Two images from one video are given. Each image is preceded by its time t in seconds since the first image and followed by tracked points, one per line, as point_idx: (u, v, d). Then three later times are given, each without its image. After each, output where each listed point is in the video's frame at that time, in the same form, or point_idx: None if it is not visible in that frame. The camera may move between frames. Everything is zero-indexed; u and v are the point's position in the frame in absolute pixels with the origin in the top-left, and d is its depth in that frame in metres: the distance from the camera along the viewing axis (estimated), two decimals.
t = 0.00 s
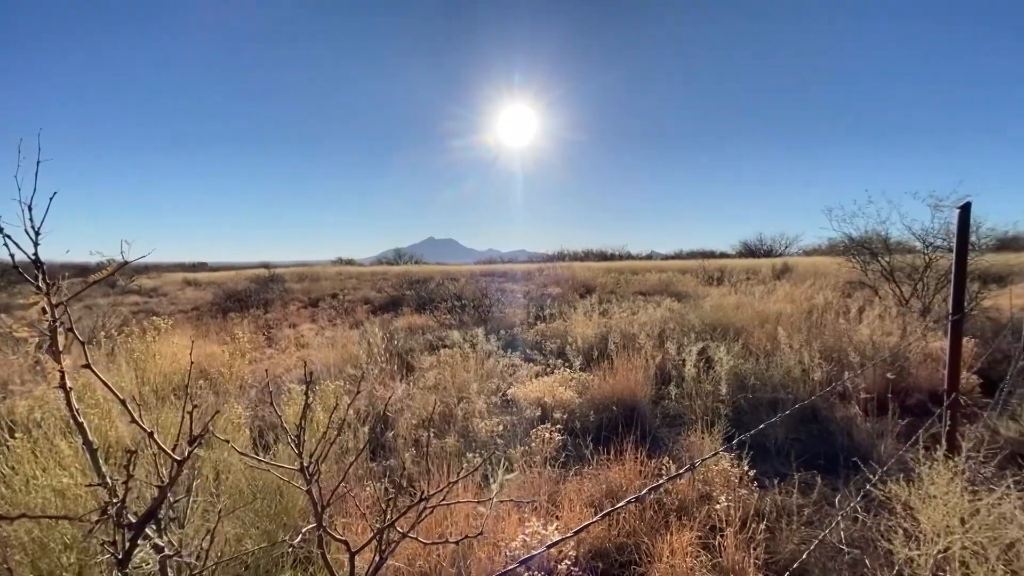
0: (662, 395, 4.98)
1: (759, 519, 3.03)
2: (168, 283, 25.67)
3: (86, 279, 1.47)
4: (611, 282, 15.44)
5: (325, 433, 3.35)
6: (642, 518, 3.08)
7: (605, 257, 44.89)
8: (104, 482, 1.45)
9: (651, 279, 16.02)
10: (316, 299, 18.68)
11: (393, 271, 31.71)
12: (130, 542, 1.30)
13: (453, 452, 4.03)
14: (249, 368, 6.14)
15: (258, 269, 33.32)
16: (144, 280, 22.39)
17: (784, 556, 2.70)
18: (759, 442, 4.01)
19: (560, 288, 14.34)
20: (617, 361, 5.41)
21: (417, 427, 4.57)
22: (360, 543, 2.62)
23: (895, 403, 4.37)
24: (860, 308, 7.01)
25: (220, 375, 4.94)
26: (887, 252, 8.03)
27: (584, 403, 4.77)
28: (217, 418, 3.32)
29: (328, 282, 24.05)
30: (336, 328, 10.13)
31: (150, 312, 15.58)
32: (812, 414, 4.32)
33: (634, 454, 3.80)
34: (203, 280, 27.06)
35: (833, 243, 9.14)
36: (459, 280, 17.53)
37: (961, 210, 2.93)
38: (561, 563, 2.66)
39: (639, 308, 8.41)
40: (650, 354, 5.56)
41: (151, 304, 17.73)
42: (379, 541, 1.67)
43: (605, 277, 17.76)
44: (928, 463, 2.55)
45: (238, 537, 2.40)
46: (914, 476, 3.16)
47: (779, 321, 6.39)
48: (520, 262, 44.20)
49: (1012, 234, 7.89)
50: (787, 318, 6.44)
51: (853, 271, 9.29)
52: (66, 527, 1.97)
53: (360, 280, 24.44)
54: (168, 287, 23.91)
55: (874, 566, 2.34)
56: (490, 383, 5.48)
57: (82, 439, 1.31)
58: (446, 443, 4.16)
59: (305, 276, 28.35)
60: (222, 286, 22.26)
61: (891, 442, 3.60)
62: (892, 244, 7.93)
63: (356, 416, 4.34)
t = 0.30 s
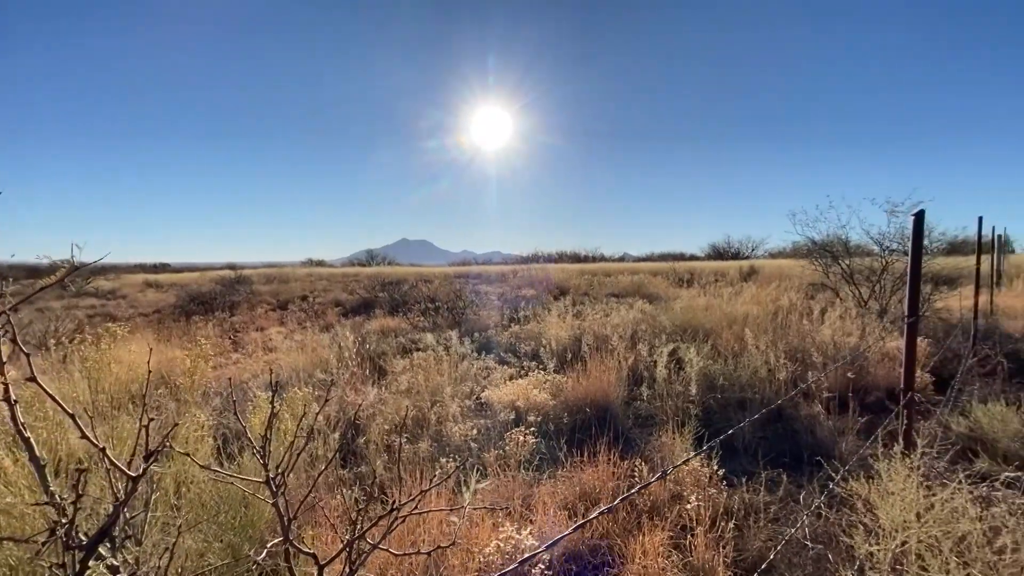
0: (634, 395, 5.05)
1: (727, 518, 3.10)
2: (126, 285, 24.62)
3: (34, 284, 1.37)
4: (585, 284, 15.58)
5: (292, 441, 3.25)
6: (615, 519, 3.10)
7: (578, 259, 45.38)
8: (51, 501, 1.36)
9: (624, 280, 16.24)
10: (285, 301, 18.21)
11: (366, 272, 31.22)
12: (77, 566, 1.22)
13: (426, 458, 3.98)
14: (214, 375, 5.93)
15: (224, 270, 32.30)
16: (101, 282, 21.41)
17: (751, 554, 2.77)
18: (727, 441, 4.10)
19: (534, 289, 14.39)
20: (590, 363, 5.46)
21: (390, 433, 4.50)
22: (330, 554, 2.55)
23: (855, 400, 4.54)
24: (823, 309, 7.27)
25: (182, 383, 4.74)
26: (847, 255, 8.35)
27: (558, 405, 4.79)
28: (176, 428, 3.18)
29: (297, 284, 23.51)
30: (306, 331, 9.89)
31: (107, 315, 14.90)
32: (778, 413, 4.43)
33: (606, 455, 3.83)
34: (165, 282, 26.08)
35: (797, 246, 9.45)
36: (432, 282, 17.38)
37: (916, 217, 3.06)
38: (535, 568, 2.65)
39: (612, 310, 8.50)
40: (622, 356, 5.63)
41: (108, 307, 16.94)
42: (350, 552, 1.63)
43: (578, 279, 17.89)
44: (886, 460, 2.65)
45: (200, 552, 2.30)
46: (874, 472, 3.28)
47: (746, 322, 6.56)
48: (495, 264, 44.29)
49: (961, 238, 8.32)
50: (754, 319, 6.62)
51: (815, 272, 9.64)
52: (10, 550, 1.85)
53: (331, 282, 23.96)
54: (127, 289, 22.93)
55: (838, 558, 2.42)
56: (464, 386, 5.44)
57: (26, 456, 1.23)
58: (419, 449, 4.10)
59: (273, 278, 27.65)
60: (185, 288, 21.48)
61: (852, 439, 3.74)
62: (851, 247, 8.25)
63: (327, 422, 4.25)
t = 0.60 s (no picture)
0: (610, 396, 5.07)
1: (700, 516, 3.13)
2: (86, 286, 23.60)
3: None
4: (561, 285, 15.67)
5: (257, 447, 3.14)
6: (590, 520, 3.11)
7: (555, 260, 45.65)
8: None
9: (599, 282, 16.37)
10: (256, 303, 17.76)
11: (340, 273, 30.71)
12: None
13: (400, 462, 3.92)
14: (178, 381, 5.72)
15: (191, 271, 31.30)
16: (58, 283, 20.47)
17: (723, 551, 2.80)
18: (700, 440, 4.16)
19: (511, 291, 14.40)
20: (566, 364, 5.46)
21: (363, 437, 4.42)
22: (298, 564, 2.48)
23: (822, 399, 4.67)
24: (791, 309, 7.47)
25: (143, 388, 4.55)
26: (814, 257, 8.60)
27: (534, 407, 4.78)
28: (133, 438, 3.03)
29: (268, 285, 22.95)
30: (277, 334, 9.64)
31: (65, 318, 14.24)
32: (749, 412, 4.52)
33: (582, 456, 3.84)
34: (127, 282, 25.10)
35: (766, 248, 9.69)
36: (409, 283, 17.21)
37: (880, 220, 3.14)
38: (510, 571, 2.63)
39: (588, 311, 8.55)
40: (598, 357, 5.66)
41: (66, 309, 16.21)
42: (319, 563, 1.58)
43: (555, 280, 18.00)
44: (851, 456, 2.72)
45: (159, 566, 2.20)
46: (839, 468, 3.37)
47: (718, 322, 6.69)
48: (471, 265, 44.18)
49: (919, 241, 8.67)
50: (725, 320, 6.75)
51: (784, 274, 9.90)
52: None
53: (305, 284, 23.48)
54: (86, 290, 21.99)
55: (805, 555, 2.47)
56: (440, 388, 5.38)
57: None
58: (393, 453, 4.04)
59: (243, 279, 26.93)
60: (150, 289, 20.73)
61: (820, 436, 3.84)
62: (817, 249, 8.50)
63: (297, 427, 4.13)
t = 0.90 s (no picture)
0: (587, 397, 5.09)
1: (673, 516, 3.16)
2: (46, 286, 22.65)
3: None
4: (539, 286, 15.72)
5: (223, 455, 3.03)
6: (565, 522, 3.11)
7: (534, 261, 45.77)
8: None
9: (578, 283, 16.47)
10: (227, 304, 17.32)
11: (316, 275, 30.22)
12: None
13: (375, 467, 3.85)
14: (142, 387, 5.51)
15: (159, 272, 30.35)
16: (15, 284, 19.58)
17: (697, 550, 2.83)
18: (675, 441, 4.20)
19: (489, 292, 14.37)
20: (543, 366, 5.46)
21: (336, 441, 4.33)
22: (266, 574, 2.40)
23: (792, 398, 4.77)
24: (763, 310, 7.63)
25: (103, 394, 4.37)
26: (785, 259, 8.81)
27: (511, 409, 4.76)
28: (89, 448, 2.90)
29: (241, 286, 22.40)
30: (248, 336, 9.38)
31: (22, 320, 13.63)
32: (722, 412, 4.60)
33: (558, 459, 3.83)
34: (91, 283, 24.19)
35: (739, 250, 9.89)
36: (386, 284, 17.01)
37: (845, 224, 3.22)
38: None
39: (566, 312, 8.58)
40: (575, 358, 5.67)
41: (24, 311, 15.52)
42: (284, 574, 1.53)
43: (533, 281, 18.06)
44: (818, 455, 2.78)
45: None
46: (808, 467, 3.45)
47: (693, 324, 6.78)
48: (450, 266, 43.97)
49: (884, 244, 8.97)
50: (700, 321, 6.85)
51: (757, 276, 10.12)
52: None
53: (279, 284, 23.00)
54: (46, 291, 21.10)
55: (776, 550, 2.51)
56: (416, 391, 5.31)
57: None
58: (368, 458, 3.96)
59: (215, 279, 26.25)
60: (115, 290, 20.03)
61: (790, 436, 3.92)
62: (789, 252, 8.71)
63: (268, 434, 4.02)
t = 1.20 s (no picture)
0: (565, 397, 5.11)
1: (648, 514, 3.19)
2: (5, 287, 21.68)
3: None
4: (519, 287, 15.74)
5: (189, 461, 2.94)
6: (542, 523, 3.10)
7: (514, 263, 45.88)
8: None
9: (557, 284, 16.54)
10: (199, 305, 16.87)
11: (292, 276, 29.68)
12: None
13: (350, 471, 3.79)
14: (106, 391, 5.32)
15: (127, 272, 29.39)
16: None
17: (670, 548, 2.86)
18: (650, 440, 4.25)
19: (469, 292, 14.32)
20: (522, 367, 5.46)
21: (310, 445, 4.25)
22: None
23: (764, 397, 4.88)
24: (737, 311, 7.79)
25: (63, 399, 4.20)
26: (759, 261, 9.01)
27: (489, 410, 4.74)
28: (44, 456, 2.78)
29: (213, 287, 21.83)
30: (220, 338, 9.14)
31: None
32: (696, 411, 4.67)
33: (535, 459, 3.83)
34: (54, 284, 23.25)
35: (715, 252, 10.07)
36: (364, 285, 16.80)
37: (813, 226, 3.29)
38: None
39: (544, 313, 8.61)
40: (553, 359, 5.69)
41: None
42: None
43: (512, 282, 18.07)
44: (787, 452, 2.84)
45: None
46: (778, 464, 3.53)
47: (669, 324, 6.88)
48: (430, 267, 43.72)
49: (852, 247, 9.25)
50: (676, 321, 6.95)
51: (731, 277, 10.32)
52: None
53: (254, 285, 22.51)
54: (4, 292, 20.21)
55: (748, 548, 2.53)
56: (393, 393, 5.25)
57: None
58: (342, 462, 3.90)
59: (185, 280, 25.53)
60: (79, 291, 19.31)
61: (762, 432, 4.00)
62: (762, 254, 8.91)
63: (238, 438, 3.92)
